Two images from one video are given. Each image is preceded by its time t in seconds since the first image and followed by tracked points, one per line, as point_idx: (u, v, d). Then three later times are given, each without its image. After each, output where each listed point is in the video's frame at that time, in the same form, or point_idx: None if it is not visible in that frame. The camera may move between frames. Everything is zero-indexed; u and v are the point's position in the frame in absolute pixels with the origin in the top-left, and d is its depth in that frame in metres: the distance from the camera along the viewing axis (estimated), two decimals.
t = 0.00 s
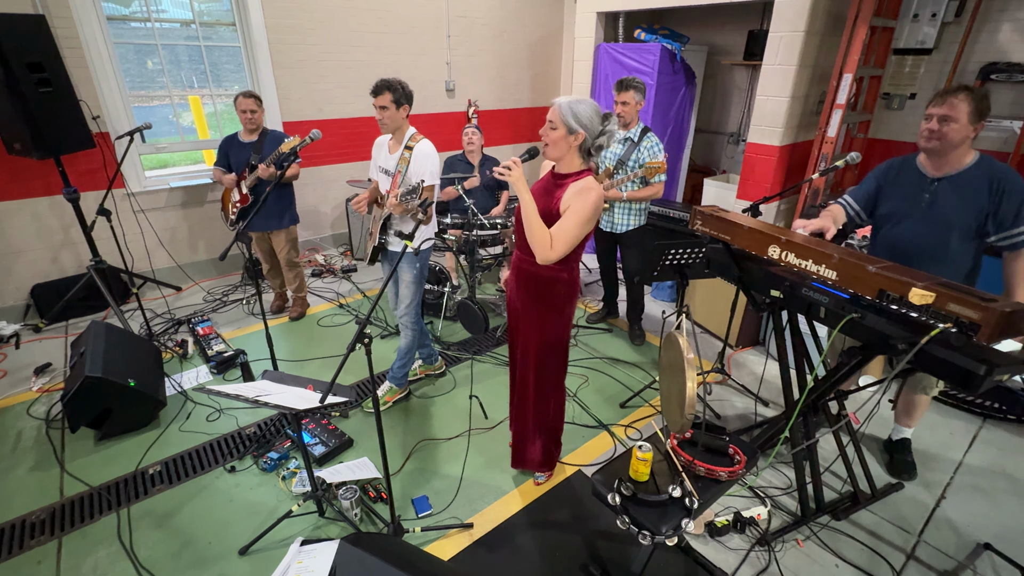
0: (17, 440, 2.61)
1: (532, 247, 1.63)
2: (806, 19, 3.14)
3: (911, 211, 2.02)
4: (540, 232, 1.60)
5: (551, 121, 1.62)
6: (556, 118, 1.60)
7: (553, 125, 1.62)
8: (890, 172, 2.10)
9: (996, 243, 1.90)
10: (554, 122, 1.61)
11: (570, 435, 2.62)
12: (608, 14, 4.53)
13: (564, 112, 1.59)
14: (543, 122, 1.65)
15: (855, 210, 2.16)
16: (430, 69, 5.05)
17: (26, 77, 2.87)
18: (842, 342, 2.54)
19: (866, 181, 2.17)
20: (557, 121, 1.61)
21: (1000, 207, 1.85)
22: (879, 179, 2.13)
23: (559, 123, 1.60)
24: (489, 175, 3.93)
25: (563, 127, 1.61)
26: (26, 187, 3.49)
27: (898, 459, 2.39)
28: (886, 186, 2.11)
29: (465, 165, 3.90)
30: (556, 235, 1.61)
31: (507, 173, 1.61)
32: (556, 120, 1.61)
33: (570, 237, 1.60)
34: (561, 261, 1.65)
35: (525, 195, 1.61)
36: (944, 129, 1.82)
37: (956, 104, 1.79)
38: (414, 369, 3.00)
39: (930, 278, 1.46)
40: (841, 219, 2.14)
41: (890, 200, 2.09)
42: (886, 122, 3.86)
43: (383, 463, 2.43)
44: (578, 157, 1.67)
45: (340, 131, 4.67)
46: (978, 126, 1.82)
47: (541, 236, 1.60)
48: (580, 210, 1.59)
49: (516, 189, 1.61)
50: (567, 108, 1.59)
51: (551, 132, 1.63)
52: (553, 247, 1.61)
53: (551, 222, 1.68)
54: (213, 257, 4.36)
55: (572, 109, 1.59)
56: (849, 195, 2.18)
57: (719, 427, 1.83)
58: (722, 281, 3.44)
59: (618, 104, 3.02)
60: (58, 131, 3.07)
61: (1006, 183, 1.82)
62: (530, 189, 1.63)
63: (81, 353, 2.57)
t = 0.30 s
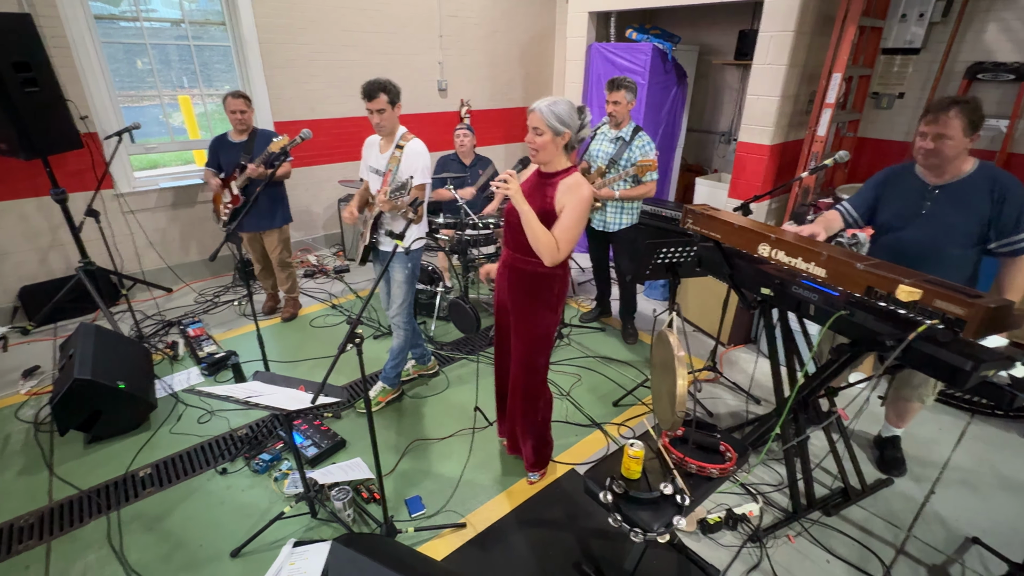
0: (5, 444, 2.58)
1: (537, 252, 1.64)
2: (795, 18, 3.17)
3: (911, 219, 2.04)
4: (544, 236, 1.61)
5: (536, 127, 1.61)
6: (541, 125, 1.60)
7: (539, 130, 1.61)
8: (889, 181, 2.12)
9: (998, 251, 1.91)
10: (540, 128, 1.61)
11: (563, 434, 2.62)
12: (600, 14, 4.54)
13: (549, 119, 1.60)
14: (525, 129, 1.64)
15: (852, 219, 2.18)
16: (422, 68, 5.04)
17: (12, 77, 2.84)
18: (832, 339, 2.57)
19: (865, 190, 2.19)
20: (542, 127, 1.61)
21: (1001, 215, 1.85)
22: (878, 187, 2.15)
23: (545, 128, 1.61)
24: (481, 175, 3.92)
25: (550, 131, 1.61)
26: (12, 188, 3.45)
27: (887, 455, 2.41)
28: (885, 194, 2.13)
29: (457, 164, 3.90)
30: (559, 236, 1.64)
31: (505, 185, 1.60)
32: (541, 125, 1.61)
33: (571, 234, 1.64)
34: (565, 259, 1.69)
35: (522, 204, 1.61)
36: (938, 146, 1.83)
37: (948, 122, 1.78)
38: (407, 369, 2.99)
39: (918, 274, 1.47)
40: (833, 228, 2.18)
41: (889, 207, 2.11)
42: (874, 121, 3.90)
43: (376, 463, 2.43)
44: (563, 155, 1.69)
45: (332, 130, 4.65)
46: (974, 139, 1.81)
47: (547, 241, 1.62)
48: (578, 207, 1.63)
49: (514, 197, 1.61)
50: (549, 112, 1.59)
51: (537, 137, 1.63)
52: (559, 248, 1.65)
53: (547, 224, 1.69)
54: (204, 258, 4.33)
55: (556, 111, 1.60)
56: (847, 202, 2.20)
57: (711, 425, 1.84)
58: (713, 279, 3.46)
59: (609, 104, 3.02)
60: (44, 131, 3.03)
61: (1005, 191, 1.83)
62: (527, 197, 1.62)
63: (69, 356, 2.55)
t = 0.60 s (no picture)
0: None
1: (533, 250, 1.66)
2: (786, 19, 3.19)
3: (926, 212, 2.02)
4: (539, 234, 1.63)
5: (523, 127, 1.61)
6: (529, 125, 1.60)
7: (525, 130, 1.61)
8: (904, 173, 2.08)
9: (1009, 248, 1.94)
10: (527, 127, 1.60)
11: (556, 433, 2.63)
12: (592, 14, 4.55)
13: (536, 118, 1.59)
14: (512, 129, 1.63)
15: (863, 210, 2.12)
16: (415, 68, 5.03)
17: None
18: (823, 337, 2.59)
19: (877, 180, 2.14)
20: (529, 126, 1.61)
21: (1019, 212, 1.85)
22: (893, 179, 2.11)
23: (532, 128, 1.60)
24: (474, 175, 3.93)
25: (537, 130, 1.61)
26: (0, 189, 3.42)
27: (878, 451, 2.43)
28: (898, 186, 2.09)
29: (450, 165, 3.90)
30: (552, 232, 1.66)
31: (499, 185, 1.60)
32: (528, 126, 1.60)
33: (564, 229, 1.66)
34: (558, 254, 1.71)
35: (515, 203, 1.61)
36: (969, 131, 1.79)
37: (981, 105, 1.74)
38: (400, 370, 2.98)
39: (906, 273, 1.48)
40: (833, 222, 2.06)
41: (902, 200, 2.08)
42: (864, 121, 3.93)
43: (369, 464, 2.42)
44: (549, 151, 1.70)
45: (325, 131, 4.64)
46: (1001, 128, 1.79)
47: (542, 239, 1.64)
48: (568, 202, 1.64)
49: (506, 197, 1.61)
50: (535, 111, 1.59)
51: (525, 137, 1.62)
52: (554, 244, 1.66)
53: (538, 220, 1.70)
54: (196, 259, 4.30)
55: (542, 110, 1.59)
56: (859, 192, 2.13)
57: (702, 423, 1.85)
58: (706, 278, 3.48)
59: (601, 104, 3.03)
60: (32, 131, 3.00)
61: None
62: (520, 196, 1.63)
63: (58, 358, 2.53)
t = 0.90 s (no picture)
0: None
1: (531, 250, 1.65)
2: (783, 17, 3.18)
3: (929, 215, 2.02)
4: (537, 234, 1.62)
5: (513, 128, 1.61)
6: (519, 126, 1.60)
7: (515, 131, 1.61)
8: (909, 176, 2.08)
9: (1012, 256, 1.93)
10: (517, 128, 1.60)
11: (555, 433, 2.62)
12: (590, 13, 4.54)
13: (525, 119, 1.59)
14: (502, 131, 1.63)
15: (864, 211, 2.13)
16: (413, 68, 5.02)
17: None
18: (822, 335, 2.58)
19: (881, 182, 2.14)
20: (519, 127, 1.60)
21: None
22: (897, 182, 2.11)
23: (522, 128, 1.60)
24: (473, 174, 3.93)
25: (527, 130, 1.61)
26: None
27: (877, 450, 2.43)
28: (902, 189, 2.10)
29: (448, 164, 3.89)
30: (549, 232, 1.66)
31: (494, 187, 1.60)
32: (518, 126, 1.60)
33: (560, 227, 1.66)
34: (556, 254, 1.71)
35: (510, 204, 1.61)
36: (977, 139, 1.79)
37: (989, 115, 1.75)
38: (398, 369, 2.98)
39: (903, 270, 1.48)
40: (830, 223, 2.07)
41: (905, 204, 2.08)
42: (863, 119, 3.93)
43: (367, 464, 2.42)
44: (540, 151, 1.70)
45: (323, 130, 4.64)
46: (1009, 137, 1.79)
47: (539, 239, 1.63)
48: (563, 200, 1.64)
49: (501, 199, 1.60)
50: (524, 112, 1.58)
51: (515, 138, 1.62)
52: (551, 242, 1.66)
53: (533, 220, 1.70)
54: (194, 259, 4.30)
55: (530, 110, 1.58)
56: (862, 193, 2.14)
57: (700, 421, 1.85)
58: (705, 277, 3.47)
59: (599, 103, 3.02)
60: (29, 131, 3.00)
61: None
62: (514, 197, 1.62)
63: (56, 358, 2.52)
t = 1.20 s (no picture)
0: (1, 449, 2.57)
1: (531, 251, 1.65)
2: (787, 17, 3.18)
3: (919, 211, 2.03)
4: (536, 235, 1.62)
5: (513, 127, 1.62)
6: (519, 126, 1.61)
7: (516, 131, 1.62)
8: (898, 172, 2.10)
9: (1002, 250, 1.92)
10: (517, 127, 1.61)
11: (559, 433, 2.63)
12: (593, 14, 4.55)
13: (526, 119, 1.60)
14: (502, 130, 1.65)
15: (856, 207, 2.16)
16: (417, 69, 5.04)
17: (4, 80, 2.84)
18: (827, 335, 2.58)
19: (871, 179, 2.17)
20: (520, 127, 1.62)
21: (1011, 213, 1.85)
22: (887, 179, 2.13)
23: (523, 128, 1.61)
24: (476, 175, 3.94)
25: (527, 130, 1.62)
26: (5, 192, 3.44)
27: (882, 449, 2.43)
28: (892, 186, 2.12)
29: (452, 165, 3.89)
30: (549, 233, 1.65)
31: (492, 186, 1.61)
32: (518, 126, 1.61)
33: (561, 229, 1.66)
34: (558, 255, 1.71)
35: (510, 203, 1.62)
36: (967, 128, 1.79)
37: (981, 103, 1.75)
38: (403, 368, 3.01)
39: (907, 270, 1.48)
40: (827, 216, 2.11)
41: (896, 201, 2.10)
42: (866, 119, 3.92)
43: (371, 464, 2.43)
44: (542, 152, 1.70)
45: (327, 132, 4.66)
46: (997, 128, 1.80)
47: (539, 240, 1.63)
48: (563, 201, 1.64)
49: (501, 198, 1.61)
50: (525, 112, 1.59)
51: (515, 138, 1.64)
52: (551, 244, 1.66)
53: (534, 222, 1.70)
54: (199, 260, 4.32)
55: (531, 111, 1.60)
56: (852, 189, 2.18)
57: (704, 421, 1.85)
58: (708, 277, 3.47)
59: (603, 105, 3.03)
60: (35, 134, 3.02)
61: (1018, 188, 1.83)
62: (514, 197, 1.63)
63: (64, 359, 2.55)
